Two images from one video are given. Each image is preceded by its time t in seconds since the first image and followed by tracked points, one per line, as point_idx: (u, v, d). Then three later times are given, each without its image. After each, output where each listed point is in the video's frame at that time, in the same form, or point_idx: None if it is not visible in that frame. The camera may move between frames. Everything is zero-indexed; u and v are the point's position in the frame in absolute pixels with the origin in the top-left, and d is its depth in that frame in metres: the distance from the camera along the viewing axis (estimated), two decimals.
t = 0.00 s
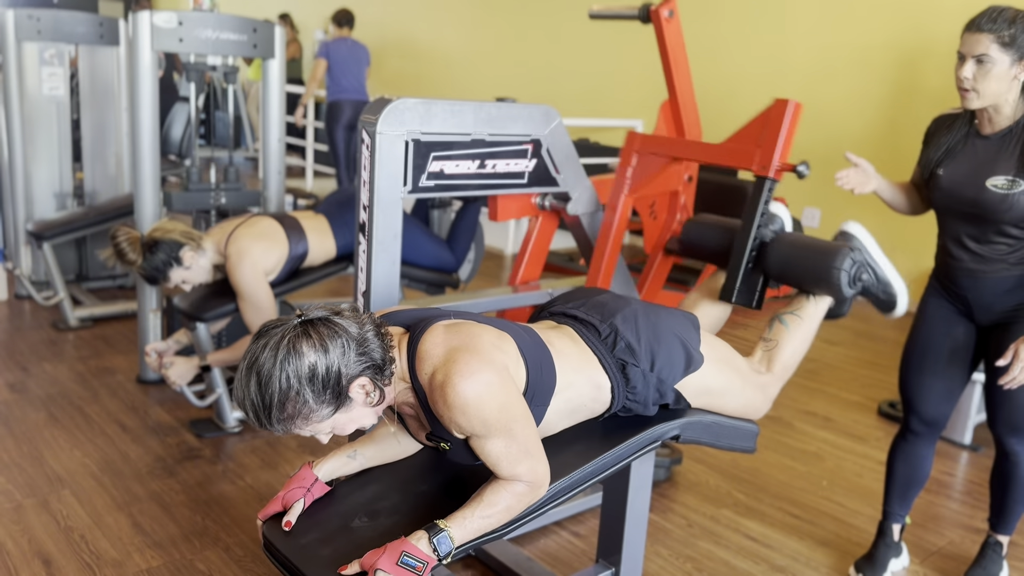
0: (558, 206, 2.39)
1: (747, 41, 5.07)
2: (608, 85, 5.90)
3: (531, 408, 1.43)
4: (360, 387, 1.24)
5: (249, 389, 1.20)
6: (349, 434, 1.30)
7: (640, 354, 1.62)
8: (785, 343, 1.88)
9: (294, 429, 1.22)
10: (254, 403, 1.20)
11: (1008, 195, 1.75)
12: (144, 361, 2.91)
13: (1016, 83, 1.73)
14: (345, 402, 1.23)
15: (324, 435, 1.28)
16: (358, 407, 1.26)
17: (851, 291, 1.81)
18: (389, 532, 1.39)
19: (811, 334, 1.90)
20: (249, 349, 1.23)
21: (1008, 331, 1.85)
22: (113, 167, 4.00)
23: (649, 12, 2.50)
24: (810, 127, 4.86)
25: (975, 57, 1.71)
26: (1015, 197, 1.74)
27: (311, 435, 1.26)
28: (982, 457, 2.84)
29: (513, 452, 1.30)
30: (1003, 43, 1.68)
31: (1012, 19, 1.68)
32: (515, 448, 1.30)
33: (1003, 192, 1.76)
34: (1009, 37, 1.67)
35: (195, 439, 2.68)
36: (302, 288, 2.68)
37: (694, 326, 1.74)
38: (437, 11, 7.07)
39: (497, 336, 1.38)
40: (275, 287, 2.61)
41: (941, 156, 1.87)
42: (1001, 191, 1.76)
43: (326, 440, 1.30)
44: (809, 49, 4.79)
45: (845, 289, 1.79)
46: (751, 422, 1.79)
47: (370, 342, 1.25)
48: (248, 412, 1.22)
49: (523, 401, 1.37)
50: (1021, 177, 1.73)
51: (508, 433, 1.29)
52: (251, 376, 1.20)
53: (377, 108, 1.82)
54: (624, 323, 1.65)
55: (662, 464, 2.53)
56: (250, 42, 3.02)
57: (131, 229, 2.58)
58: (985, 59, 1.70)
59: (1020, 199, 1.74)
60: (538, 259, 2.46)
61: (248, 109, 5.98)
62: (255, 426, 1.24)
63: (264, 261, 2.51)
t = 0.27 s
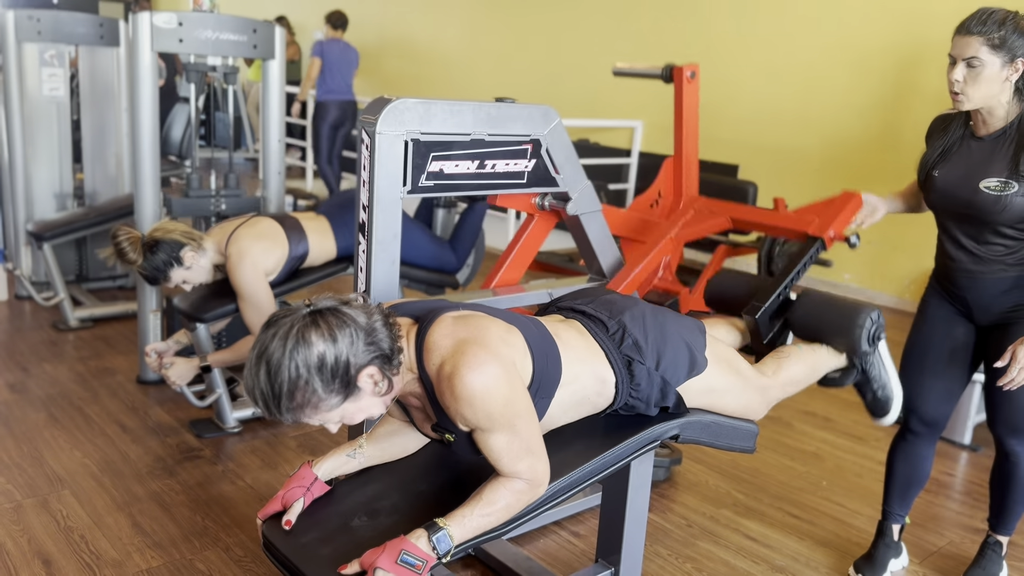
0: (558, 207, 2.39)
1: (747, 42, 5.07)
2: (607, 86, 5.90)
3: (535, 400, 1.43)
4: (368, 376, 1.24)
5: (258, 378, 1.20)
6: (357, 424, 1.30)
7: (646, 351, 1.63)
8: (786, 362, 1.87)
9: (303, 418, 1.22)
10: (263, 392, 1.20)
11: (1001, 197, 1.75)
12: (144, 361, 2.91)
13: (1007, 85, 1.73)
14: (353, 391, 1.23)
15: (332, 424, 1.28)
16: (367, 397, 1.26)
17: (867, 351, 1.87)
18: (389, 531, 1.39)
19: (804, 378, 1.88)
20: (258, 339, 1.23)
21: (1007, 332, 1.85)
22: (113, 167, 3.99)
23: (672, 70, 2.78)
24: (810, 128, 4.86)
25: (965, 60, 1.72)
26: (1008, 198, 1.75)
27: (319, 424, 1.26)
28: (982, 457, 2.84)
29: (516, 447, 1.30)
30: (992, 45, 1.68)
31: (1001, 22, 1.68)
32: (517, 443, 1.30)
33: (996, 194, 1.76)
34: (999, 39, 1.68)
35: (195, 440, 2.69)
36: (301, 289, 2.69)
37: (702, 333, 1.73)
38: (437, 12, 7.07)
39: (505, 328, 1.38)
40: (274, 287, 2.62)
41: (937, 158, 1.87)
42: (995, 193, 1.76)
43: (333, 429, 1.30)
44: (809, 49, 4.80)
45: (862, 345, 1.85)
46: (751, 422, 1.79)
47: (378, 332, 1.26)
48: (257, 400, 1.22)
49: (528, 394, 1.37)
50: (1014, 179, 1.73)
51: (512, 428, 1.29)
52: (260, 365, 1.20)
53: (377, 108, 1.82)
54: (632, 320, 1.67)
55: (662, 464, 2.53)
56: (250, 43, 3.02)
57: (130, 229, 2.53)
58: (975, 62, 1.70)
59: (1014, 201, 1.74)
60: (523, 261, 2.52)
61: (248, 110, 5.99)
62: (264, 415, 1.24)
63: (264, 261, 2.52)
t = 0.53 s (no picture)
0: (557, 207, 2.40)
1: (747, 43, 5.07)
2: (607, 87, 5.90)
3: (534, 395, 1.43)
4: (370, 373, 1.24)
5: (260, 375, 1.20)
6: (359, 420, 1.29)
7: (646, 349, 1.62)
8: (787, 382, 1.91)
9: (305, 415, 1.22)
10: (265, 389, 1.20)
11: (997, 199, 1.75)
12: (143, 362, 2.91)
13: (999, 88, 1.73)
14: (354, 388, 1.23)
15: (334, 421, 1.27)
16: (368, 393, 1.26)
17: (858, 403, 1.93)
18: (388, 532, 1.39)
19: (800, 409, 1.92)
20: (259, 336, 1.23)
21: (1007, 334, 1.85)
22: (112, 169, 3.99)
23: (680, 114, 3.23)
24: (810, 129, 4.86)
25: (954, 66, 1.72)
26: (1003, 201, 1.75)
27: (322, 421, 1.26)
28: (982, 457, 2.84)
29: (515, 446, 1.30)
30: (981, 49, 1.69)
31: (988, 26, 1.69)
32: (516, 441, 1.30)
33: (992, 197, 1.76)
34: (987, 43, 1.68)
35: (194, 441, 2.68)
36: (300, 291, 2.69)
37: (701, 332, 1.72)
38: (436, 13, 7.08)
39: (506, 325, 1.38)
40: (275, 286, 2.61)
41: (933, 162, 1.87)
42: (990, 196, 1.76)
43: (336, 426, 1.30)
44: (809, 51, 4.80)
45: (856, 397, 1.92)
46: (749, 422, 1.80)
47: (379, 328, 1.25)
48: (258, 398, 1.21)
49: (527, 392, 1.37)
50: (1009, 182, 1.73)
51: (511, 426, 1.29)
52: (262, 362, 1.20)
53: (376, 108, 1.82)
54: (634, 318, 1.66)
55: (661, 464, 2.53)
56: (249, 44, 3.01)
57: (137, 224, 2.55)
58: (965, 67, 1.70)
59: (1010, 203, 1.74)
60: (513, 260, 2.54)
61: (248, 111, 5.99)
62: (265, 412, 1.23)
63: (268, 260, 2.52)
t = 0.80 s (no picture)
0: (555, 209, 2.40)
1: (745, 44, 5.08)
2: (605, 88, 5.90)
3: (531, 404, 1.43)
4: (363, 381, 1.24)
5: (253, 383, 1.20)
6: (353, 428, 1.30)
7: (642, 352, 1.63)
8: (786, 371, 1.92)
9: (298, 423, 1.22)
10: (258, 397, 1.20)
11: (997, 200, 1.75)
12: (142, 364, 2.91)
13: (997, 88, 1.73)
14: (348, 396, 1.23)
15: (328, 428, 1.28)
16: (362, 401, 1.26)
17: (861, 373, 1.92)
18: (387, 534, 1.39)
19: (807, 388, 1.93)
20: (253, 344, 1.23)
21: (1009, 333, 1.86)
22: (110, 171, 3.99)
23: (675, 93, 3.25)
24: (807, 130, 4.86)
25: (952, 67, 1.72)
26: (1004, 201, 1.75)
27: (315, 428, 1.26)
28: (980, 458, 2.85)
29: (511, 451, 1.30)
30: (978, 49, 1.69)
31: (985, 27, 1.69)
32: (513, 447, 1.30)
33: (993, 197, 1.76)
34: (984, 43, 1.68)
35: (193, 443, 2.68)
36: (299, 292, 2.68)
37: (696, 329, 1.73)
38: (434, 15, 7.08)
39: (500, 333, 1.38)
40: (274, 288, 2.61)
41: (932, 164, 1.87)
42: (991, 196, 1.76)
43: (330, 433, 1.30)
44: (807, 53, 4.80)
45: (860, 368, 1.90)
46: (748, 423, 1.79)
47: (373, 337, 1.25)
48: (252, 405, 1.22)
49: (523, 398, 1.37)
50: (1010, 181, 1.73)
51: (508, 432, 1.29)
52: (255, 370, 1.20)
53: (374, 111, 1.82)
54: (629, 321, 1.66)
55: (661, 465, 2.53)
56: (247, 46, 3.01)
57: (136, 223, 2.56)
58: (962, 68, 1.70)
59: (1011, 202, 1.74)
60: (514, 263, 2.55)
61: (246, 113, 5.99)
62: (259, 419, 1.24)
63: (266, 261, 2.52)
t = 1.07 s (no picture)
0: (552, 212, 2.41)
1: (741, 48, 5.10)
2: (601, 90, 5.92)
3: (529, 408, 1.44)
4: (361, 386, 1.25)
5: (250, 388, 1.21)
6: (350, 433, 1.30)
7: (636, 352, 1.64)
8: (779, 351, 1.91)
9: (295, 428, 1.23)
10: (255, 402, 1.21)
11: (992, 200, 1.77)
12: (140, 368, 2.92)
13: (994, 90, 1.74)
14: (345, 401, 1.24)
15: (325, 433, 1.28)
16: (359, 405, 1.27)
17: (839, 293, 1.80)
18: (386, 538, 1.40)
19: (801, 339, 1.93)
20: (250, 348, 1.24)
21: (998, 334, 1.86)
22: (107, 175, 3.99)
23: (639, 16, 2.42)
24: (802, 133, 4.89)
25: (950, 69, 1.73)
26: (999, 201, 1.76)
27: (312, 433, 1.27)
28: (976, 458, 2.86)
29: (510, 454, 1.31)
30: (976, 52, 1.70)
31: (982, 29, 1.70)
32: (512, 449, 1.31)
33: (987, 197, 1.77)
34: (982, 46, 1.70)
35: (191, 446, 2.69)
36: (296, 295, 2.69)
37: (690, 325, 1.76)
38: (430, 17, 7.09)
39: (498, 336, 1.39)
40: (271, 291, 2.62)
41: (928, 162, 1.89)
42: (985, 196, 1.78)
43: (326, 438, 1.31)
44: (802, 55, 4.82)
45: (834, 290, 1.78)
46: (744, 425, 1.80)
47: (370, 341, 1.26)
48: (249, 410, 1.22)
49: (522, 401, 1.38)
50: (1005, 182, 1.74)
51: (507, 435, 1.29)
52: (252, 374, 1.21)
53: (371, 115, 1.83)
54: (621, 321, 1.66)
55: (658, 467, 2.53)
56: (244, 50, 3.02)
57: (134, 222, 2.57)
58: (960, 70, 1.72)
59: (1005, 203, 1.76)
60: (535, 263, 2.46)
61: (243, 116, 5.99)
62: (256, 424, 1.24)
63: (263, 263, 2.52)
